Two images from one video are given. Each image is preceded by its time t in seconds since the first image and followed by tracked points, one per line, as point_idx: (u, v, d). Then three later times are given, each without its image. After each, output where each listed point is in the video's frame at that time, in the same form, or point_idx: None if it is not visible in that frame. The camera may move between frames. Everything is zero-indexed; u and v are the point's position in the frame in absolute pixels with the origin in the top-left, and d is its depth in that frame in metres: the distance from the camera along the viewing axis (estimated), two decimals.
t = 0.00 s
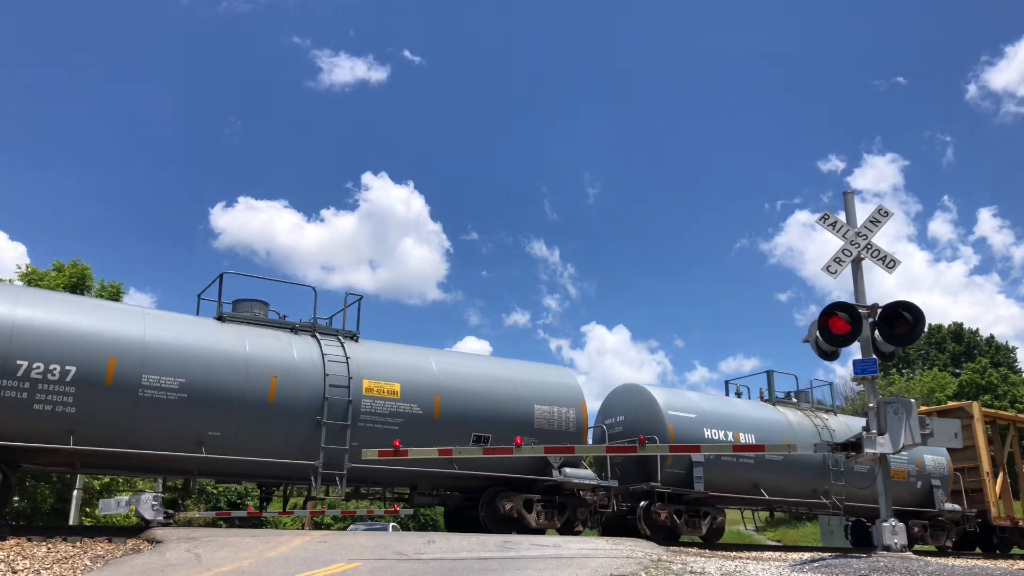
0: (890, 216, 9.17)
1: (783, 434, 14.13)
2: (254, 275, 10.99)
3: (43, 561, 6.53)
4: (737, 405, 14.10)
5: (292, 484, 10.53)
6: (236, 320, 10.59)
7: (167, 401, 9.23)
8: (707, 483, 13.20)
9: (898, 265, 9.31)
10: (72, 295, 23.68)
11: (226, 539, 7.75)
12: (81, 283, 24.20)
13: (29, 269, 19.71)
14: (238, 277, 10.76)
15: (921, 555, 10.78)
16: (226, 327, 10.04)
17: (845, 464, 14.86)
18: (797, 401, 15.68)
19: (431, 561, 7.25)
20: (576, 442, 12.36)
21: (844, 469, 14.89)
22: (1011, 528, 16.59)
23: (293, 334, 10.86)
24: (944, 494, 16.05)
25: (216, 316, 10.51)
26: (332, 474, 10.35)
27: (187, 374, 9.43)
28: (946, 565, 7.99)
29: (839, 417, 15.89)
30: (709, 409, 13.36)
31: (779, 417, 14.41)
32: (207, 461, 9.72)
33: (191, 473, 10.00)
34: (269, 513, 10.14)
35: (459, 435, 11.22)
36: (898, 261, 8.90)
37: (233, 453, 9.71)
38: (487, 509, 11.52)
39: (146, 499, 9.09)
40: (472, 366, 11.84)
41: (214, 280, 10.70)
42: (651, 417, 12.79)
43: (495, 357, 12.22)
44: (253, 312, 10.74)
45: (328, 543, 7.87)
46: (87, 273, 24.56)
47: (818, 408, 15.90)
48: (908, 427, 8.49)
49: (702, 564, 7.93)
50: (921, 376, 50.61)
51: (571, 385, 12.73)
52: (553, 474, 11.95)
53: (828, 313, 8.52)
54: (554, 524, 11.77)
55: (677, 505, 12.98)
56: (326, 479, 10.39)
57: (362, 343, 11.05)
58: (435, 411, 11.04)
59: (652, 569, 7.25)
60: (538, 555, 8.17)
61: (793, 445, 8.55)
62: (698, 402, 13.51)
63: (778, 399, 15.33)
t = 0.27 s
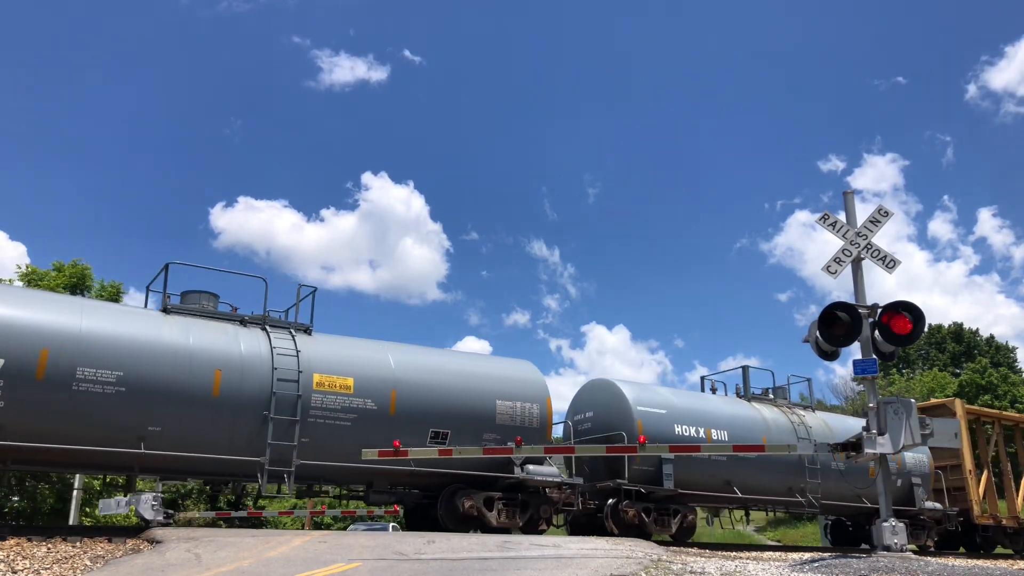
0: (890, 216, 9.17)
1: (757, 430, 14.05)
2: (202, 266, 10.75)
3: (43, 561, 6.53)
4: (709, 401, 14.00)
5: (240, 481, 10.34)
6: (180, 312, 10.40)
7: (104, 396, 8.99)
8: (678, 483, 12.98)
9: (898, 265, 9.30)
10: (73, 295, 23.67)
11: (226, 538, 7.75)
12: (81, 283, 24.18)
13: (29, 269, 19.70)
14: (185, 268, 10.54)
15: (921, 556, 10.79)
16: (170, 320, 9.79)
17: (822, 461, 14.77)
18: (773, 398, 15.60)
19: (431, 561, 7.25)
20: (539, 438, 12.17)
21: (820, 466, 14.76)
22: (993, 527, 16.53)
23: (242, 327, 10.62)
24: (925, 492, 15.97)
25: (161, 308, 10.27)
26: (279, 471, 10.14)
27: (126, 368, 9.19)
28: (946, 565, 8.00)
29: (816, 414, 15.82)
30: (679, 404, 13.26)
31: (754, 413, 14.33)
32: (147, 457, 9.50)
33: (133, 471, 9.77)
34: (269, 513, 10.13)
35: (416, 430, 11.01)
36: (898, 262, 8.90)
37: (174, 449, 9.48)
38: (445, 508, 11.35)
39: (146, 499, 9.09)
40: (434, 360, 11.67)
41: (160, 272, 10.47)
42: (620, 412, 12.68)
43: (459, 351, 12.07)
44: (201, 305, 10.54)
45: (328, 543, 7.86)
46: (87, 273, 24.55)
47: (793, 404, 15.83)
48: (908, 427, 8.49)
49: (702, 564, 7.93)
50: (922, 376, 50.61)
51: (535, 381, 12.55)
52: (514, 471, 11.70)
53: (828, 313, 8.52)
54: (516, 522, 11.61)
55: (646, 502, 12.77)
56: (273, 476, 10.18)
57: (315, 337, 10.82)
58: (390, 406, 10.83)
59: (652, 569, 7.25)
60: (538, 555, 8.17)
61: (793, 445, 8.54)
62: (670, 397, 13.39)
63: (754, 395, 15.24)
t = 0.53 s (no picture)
0: (890, 216, 9.17)
1: (730, 426, 13.99)
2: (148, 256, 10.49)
3: (43, 561, 6.53)
4: (681, 397, 13.94)
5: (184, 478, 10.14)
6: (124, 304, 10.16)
7: (36, 389, 8.73)
8: (646, 480, 12.88)
9: (898, 265, 9.30)
10: (73, 295, 23.67)
11: (226, 539, 7.75)
12: (81, 283, 24.17)
13: (29, 270, 19.69)
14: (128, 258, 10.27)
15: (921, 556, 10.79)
16: (110, 311, 9.54)
17: (797, 459, 14.67)
18: (750, 394, 15.51)
19: (431, 562, 7.25)
20: (500, 434, 11.97)
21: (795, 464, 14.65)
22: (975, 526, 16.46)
23: (188, 319, 10.37)
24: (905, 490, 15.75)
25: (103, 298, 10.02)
26: (223, 468, 9.92)
27: (60, 360, 8.93)
28: (946, 565, 8.00)
29: (793, 411, 15.73)
30: (649, 400, 13.21)
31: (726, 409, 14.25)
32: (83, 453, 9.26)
33: (69, 467, 9.55)
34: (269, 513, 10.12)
35: (370, 426, 10.80)
36: (898, 262, 8.90)
37: (110, 444, 9.24)
38: (402, 506, 11.13)
39: (146, 499, 9.10)
40: (393, 355, 11.48)
41: (103, 262, 10.21)
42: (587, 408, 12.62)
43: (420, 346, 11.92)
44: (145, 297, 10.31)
45: (328, 543, 7.87)
46: (87, 272, 24.56)
47: (770, 401, 15.74)
48: (908, 427, 8.49)
49: (702, 564, 7.93)
50: (922, 376, 50.61)
51: (498, 376, 12.36)
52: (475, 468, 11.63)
53: (828, 313, 8.52)
54: (476, 521, 11.43)
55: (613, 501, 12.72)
56: (216, 473, 9.96)
57: (264, 330, 10.58)
58: (343, 401, 10.61)
59: (652, 569, 7.25)
60: (538, 555, 8.17)
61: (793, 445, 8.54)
62: (641, 394, 13.32)
63: (729, 391, 15.15)
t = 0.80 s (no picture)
0: (890, 216, 9.17)
1: (701, 422, 13.89)
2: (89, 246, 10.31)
3: (43, 561, 6.53)
4: (652, 392, 13.84)
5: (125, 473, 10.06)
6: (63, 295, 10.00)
7: None
8: (612, 476, 12.85)
9: (898, 265, 9.29)
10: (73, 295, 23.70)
11: (226, 539, 7.75)
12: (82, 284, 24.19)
13: (29, 270, 19.69)
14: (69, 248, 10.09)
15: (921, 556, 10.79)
16: (47, 302, 9.37)
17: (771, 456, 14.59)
18: (725, 390, 15.41)
19: (431, 562, 7.26)
20: (457, 430, 11.81)
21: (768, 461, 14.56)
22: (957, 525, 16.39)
23: (131, 311, 10.21)
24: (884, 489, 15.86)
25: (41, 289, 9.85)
26: (163, 464, 9.79)
27: None
28: (946, 565, 8.01)
29: (768, 406, 15.61)
30: (617, 396, 13.11)
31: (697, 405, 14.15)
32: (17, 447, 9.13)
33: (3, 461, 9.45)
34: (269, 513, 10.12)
35: (319, 421, 10.65)
36: (898, 262, 8.90)
37: (45, 439, 9.12)
38: (356, 505, 11.07)
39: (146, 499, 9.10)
40: (350, 349, 11.33)
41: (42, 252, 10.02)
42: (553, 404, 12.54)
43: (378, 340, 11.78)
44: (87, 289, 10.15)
45: (328, 543, 7.87)
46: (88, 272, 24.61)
47: (745, 397, 15.62)
48: (908, 427, 8.49)
49: (702, 564, 7.94)
50: (922, 376, 50.62)
51: (458, 370, 12.20)
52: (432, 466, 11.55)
53: (827, 313, 8.51)
54: (433, 519, 11.42)
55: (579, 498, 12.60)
56: (156, 469, 9.84)
57: (209, 324, 10.41)
58: (290, 395, 10.45)
59: (652, 569, 7.25)
60: (538, 555, 8.18)
61: (792, 445, 8.54)
62: (609, 390, 13.25)
63: (703, 386, 15.05)
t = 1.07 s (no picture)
0: (890, 215, 9.17)
1: (671, 420, 13.68)
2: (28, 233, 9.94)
3: (43, 561, 6.53)
4: (620, 388, 13.63)
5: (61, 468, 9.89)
6: None
7: None
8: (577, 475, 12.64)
9: (898, 265, 9.29)
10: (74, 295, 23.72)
11: (225, 539, 7.75)
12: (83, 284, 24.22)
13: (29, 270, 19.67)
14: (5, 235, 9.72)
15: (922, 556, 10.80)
16: None
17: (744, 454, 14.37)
18: (699, 386, 15.16)
19: (430, 562, 7.26)
20: (415, 427, 11.44)
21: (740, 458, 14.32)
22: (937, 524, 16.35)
23: (70, 302, 9.89)
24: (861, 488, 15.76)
25: None
26: (99, 460, 9.53)
27: None
28: (946, 565, 8.02)
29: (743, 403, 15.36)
30: (585, 393, 12.90)
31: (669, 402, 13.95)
32: None
33: None
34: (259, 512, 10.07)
35: (265, 417, 10.31)
36: (898, 262, 8.90)
37: None
38: (306, 502, 10.72)
39: (146, 499, 9.09)
40: (304, 342, 10.99)
41: None
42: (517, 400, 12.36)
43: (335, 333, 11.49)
44: (23, 279, 9.82)
45: (328, 543, 7.87)
46: (88, 272, 24.65)
47: (720, 392, 15.37)
48: (908, 427, 8.49)
49: (702, 564, 7.94)
50: (922, 376, 50.63)
51: (419, 363, 11.81)
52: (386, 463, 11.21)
53: (827, 313, 8.51)
54: (387, 517, 11.04)
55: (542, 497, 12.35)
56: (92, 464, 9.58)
57: (153, 316, 10.09)
58: (236, 390, 10.13)
59: (652, 569, 7.25)
60: (538, 555, 8.17)
61: (792, 445, 8.53)
62: (576, 385, 13.03)
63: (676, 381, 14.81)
